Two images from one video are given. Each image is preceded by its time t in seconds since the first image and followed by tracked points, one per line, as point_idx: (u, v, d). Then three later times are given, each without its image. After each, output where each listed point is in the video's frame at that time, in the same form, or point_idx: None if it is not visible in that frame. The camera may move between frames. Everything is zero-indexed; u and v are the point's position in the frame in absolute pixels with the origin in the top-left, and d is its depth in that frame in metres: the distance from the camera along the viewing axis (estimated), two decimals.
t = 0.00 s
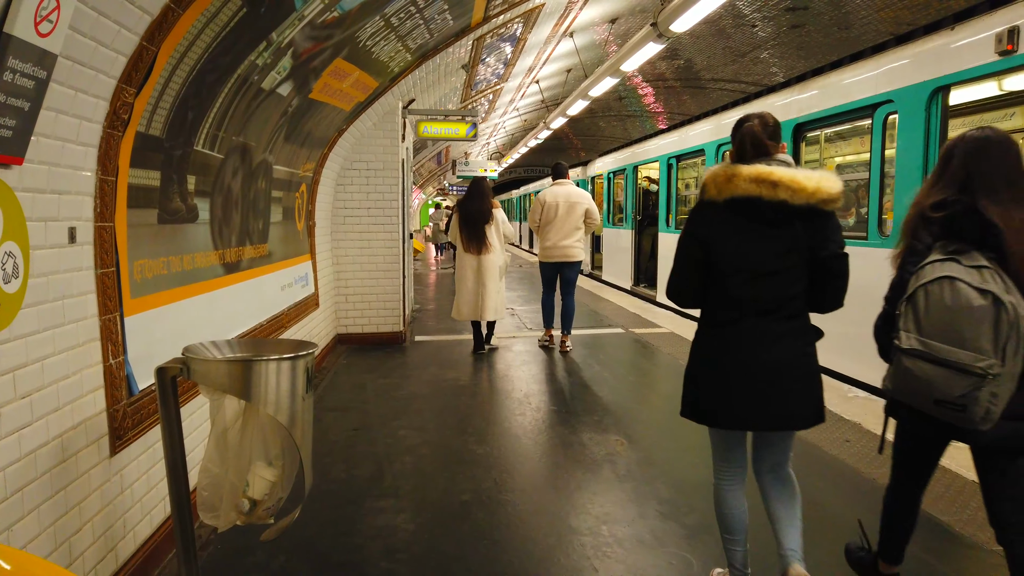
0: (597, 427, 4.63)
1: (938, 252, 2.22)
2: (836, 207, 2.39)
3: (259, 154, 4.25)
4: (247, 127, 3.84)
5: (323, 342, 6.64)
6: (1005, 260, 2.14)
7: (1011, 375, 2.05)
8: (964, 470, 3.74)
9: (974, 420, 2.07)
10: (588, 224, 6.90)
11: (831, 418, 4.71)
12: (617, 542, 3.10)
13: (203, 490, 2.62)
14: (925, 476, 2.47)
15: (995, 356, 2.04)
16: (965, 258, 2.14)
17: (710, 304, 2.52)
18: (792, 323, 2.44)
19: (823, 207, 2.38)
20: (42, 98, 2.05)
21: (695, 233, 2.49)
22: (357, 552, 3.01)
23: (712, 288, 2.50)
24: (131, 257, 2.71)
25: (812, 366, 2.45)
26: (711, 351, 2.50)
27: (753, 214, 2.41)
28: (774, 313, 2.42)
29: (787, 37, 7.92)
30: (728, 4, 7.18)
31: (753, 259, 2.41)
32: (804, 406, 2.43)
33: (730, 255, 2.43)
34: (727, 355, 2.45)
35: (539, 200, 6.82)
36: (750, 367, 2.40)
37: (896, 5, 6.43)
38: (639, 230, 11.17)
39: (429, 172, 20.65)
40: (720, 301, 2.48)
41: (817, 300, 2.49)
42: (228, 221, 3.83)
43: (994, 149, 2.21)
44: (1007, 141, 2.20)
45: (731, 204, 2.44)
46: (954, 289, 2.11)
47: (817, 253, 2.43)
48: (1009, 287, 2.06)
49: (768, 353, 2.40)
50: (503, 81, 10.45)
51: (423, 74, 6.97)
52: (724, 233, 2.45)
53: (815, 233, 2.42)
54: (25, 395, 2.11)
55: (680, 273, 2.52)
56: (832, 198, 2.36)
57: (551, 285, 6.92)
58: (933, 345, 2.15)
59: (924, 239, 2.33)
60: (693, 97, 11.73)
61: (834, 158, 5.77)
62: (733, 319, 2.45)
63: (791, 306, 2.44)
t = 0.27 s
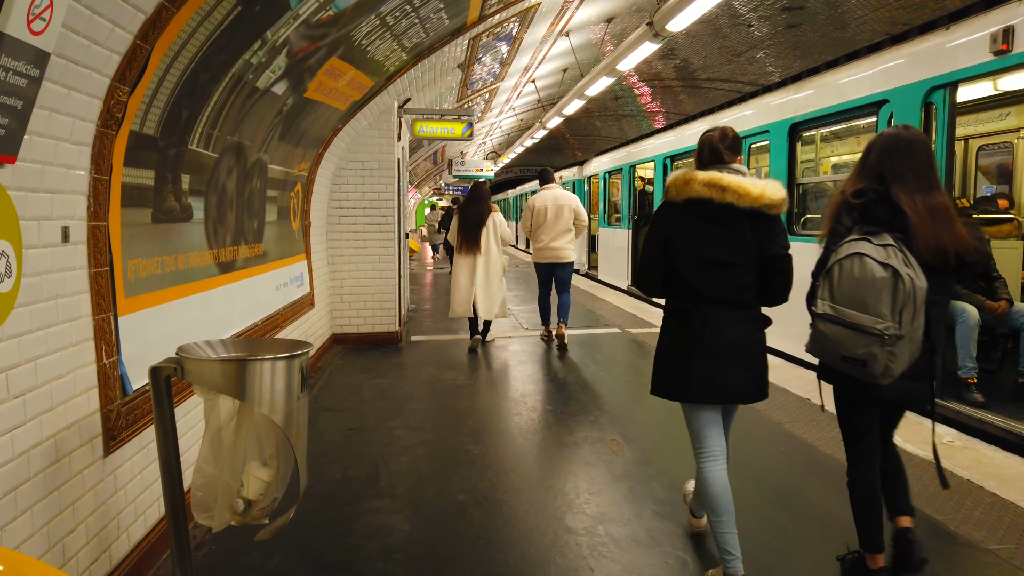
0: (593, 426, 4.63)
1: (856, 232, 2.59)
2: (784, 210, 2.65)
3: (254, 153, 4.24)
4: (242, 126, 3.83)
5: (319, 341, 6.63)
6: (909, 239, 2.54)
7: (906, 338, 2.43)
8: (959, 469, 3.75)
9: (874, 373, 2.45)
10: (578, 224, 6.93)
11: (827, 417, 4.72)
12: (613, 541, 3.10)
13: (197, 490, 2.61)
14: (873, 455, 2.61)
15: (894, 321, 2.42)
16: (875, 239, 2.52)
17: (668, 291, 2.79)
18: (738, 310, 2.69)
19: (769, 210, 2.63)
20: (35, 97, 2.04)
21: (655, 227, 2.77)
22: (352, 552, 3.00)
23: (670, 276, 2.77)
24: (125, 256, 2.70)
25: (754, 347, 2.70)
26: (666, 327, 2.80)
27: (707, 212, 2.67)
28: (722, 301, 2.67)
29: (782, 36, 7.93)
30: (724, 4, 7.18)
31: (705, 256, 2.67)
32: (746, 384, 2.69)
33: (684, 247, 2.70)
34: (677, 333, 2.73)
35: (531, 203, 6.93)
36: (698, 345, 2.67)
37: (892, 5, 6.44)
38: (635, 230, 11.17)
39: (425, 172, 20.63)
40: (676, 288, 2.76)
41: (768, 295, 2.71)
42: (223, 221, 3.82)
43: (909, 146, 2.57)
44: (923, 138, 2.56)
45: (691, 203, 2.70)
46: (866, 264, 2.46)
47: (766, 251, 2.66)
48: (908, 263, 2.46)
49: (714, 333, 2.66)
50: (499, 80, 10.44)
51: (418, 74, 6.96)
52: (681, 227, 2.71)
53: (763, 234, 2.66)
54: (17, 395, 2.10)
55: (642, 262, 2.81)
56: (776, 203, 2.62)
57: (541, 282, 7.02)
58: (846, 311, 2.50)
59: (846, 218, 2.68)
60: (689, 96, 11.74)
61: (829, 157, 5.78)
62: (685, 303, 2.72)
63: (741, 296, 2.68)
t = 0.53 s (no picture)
0: (589, 426, 4.63)
1: (798, 242, 2.87)
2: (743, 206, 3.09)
3: (249, 153, 4.23)
4: (237, 125, 3.82)
5: (314, 341, 6.61)
6: (844, 250, 2.80)
7: (843, 333, 2.71)
8: (954, 468, 3.77)
9: (816, 365, 2.72)
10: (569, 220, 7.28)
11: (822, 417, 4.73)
12: (609, 541, 3.10)
13: (193, 491, 2.60)
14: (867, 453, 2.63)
15: (831, 318, 2.70)
16: (815, 248, 2.80)
17: (646, 281, 3.19)
18: (707, 294, 3.12)
19: (732, 206, 3.06)
20: (29, 96, 2.03)
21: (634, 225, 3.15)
22: (348, 553, 2.99)
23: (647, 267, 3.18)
24: (120, 256, 2.69)
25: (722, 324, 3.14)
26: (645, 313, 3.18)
27: (679, 210, 3.09)
28: (694, 286, 3.10)
29: (778, 37, 7.95)
30: (720, 5, 7.20)
31: (679, 245, 3.10)
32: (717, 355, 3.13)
33: (660, 242, 3.11)
34: (656, 319, 3.12)
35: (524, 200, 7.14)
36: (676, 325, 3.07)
37: (887, 6, 6.47)
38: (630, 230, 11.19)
39: (422, 172, 20.62)
40: (654, 278, 3.16)
41: (727, 277, 3.20)
42: (219, 220, 3.81)
43: (845, 165, 2.85)
44: (856, 159, 2.85)
45: (664, 204, 3.11)
46: (806, 269, 2.75)
47: (727, 241, 3.13)
48: (842, 269, 2.74)
49: (689, 315, 3.08)
50: (495, 80, 10.45)
51: (414, 73, 6.96)
52: (656, 224, 3.13)
53: (727, 226, 3.12)
54: (12, 395, 2.09)
55: (622, 257, 3.19)
56: (739, 200, 3.06)
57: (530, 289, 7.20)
58: (789, 311, 2.79)
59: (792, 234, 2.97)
60: (685, 97, 11.77)
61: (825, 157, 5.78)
62: (663, 289, 3.13)
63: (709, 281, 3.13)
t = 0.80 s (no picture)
0: (586, 426, 4.63)
1: (757, 230, 3.23)
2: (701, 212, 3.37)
3: (245, 153, 4.23)
4: (233, 125, 3.82)
5: (310, 342, 6.60)
6: (797, 237, 3.18)
7: (795, 313, 3.08)
8: (949, 468, 3.78)
9: (771, 340, 3.10)
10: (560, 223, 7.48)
11: (818, 416, 4.75)
12: (605, 541, 3.11)
13: (188, 491, 2.60)
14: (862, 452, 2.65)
15: (785, 300, 3.06)
16: (771, 236, 3.16)
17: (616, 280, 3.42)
18: (673, 290, 3.37)
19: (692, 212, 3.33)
20: (24, 95, 2.03)
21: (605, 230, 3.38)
22: (344, 554, 2.99)
23: (617, 267, 3.41)
24: (115, 256, 2.68)
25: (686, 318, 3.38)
26: (617, 308, 3.42)
27: (645, 216, 3.35)
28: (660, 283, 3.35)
29: (773, 37, 7.97)
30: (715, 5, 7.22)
31: (646, 248, 3.34)
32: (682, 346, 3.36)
33: (628, 244, 3.36)
34: (629, 316, 3.37)
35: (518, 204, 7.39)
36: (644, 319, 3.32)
37: (881, 7, 6.49)
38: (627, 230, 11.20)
39: (417, 172, 20.58)
40: (624, 276, 3.40)
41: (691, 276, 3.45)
42: (214, 220, 3.80)
43: (797, 163, 3.22)
44: (807, 156, 3.22)
45: (631, 211, 3.37)
46: (763, 256, 3.10)
47: (690, 242, 3.39)
48: (796, 256, 3.10)
49: (658, 311, 3.33)
50: (491, 80, 10.45)
51: (410, 73, 6.95)
52: (625, 228, 3.38)
53: (687, 229, 3.38)
54: (6, 396, 2.08)
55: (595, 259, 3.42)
56: (698, 206, 3.32)
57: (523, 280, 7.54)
58: (748, 293, 3.15)
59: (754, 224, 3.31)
60: (681, 97, 11.78)
61: (820, 158, 5.80)
62: (634, 288, 3.36)
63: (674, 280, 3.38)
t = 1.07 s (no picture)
0: (581, 427, 4.64)
1: (713, 240, 3.47)
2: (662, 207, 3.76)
3: (240, 153, 4.22)
4: (228, 125, 3.81)
5: (306, 342, 6.59)
6: (748, 245, 3.42)
7: (747, 313, 3.32)
8: (943, 467, 3.79)
9: (727, 339, 3.34)
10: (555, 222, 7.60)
11: (813, 416, 4.76)
12: (601, 541, 3.11)
13: (183, 492, 2.59)
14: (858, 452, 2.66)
15: (738, 300, 3.30)
16: (726, 245, 3.39)
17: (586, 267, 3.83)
18: (637, 278, 3.77)
19: (653, 207, 3.73)
20: (17, 94, 2.02)
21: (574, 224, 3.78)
22: (340, 554, 2.98)
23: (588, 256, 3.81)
24: (109, 256, 2.67)
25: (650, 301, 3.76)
26: (588, 293, 3.81)
27: (610, 210, 3.75)
28: (624, 272, 3.75)
29: (768, 38, 7.99)
30: (711, 6, 7.24)
31: (611, 240, 3.74)
32: (647, 327, 3.75)
33: (596, 236, 3.77)
34: (596, 301, 3.77)
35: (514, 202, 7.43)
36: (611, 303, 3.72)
37: (876, 7, 6.51)
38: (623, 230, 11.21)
39: (413, 172, 20.56)
40: (593, 265, 3.80)
41: (656, 265, 3.82)
42: (209, 220, 3.79)
43: (748, 176, 3.46)
44: (758, 169, 3.45)
45: (599, 204, 3.78)
46: (718, 261, 3.35)
47: (653, 234, 3.76)
48: (747, 263, 3.34)
49: (622, 296, 3.73)
50: (487, 80, 10.45)
51: (406, 73, 6.95)
52: (594, 221, 3.78)
53: (650, 223, 3.76)
54: None
55: (568, 249, 3.83)
56: (657, 202, 3.72)
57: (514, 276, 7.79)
58: (705, 297, 3.39)
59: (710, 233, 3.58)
60: (677, 97, 11.80)
61: (815, 158, 5.81)
62: (601, 275, 3.77)
63: (638, 268, 3.77)
